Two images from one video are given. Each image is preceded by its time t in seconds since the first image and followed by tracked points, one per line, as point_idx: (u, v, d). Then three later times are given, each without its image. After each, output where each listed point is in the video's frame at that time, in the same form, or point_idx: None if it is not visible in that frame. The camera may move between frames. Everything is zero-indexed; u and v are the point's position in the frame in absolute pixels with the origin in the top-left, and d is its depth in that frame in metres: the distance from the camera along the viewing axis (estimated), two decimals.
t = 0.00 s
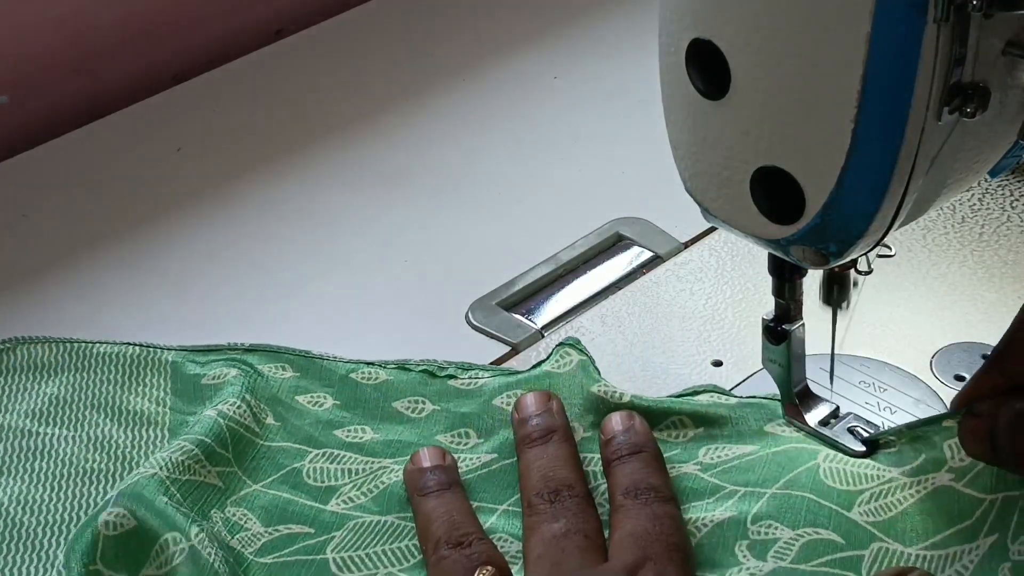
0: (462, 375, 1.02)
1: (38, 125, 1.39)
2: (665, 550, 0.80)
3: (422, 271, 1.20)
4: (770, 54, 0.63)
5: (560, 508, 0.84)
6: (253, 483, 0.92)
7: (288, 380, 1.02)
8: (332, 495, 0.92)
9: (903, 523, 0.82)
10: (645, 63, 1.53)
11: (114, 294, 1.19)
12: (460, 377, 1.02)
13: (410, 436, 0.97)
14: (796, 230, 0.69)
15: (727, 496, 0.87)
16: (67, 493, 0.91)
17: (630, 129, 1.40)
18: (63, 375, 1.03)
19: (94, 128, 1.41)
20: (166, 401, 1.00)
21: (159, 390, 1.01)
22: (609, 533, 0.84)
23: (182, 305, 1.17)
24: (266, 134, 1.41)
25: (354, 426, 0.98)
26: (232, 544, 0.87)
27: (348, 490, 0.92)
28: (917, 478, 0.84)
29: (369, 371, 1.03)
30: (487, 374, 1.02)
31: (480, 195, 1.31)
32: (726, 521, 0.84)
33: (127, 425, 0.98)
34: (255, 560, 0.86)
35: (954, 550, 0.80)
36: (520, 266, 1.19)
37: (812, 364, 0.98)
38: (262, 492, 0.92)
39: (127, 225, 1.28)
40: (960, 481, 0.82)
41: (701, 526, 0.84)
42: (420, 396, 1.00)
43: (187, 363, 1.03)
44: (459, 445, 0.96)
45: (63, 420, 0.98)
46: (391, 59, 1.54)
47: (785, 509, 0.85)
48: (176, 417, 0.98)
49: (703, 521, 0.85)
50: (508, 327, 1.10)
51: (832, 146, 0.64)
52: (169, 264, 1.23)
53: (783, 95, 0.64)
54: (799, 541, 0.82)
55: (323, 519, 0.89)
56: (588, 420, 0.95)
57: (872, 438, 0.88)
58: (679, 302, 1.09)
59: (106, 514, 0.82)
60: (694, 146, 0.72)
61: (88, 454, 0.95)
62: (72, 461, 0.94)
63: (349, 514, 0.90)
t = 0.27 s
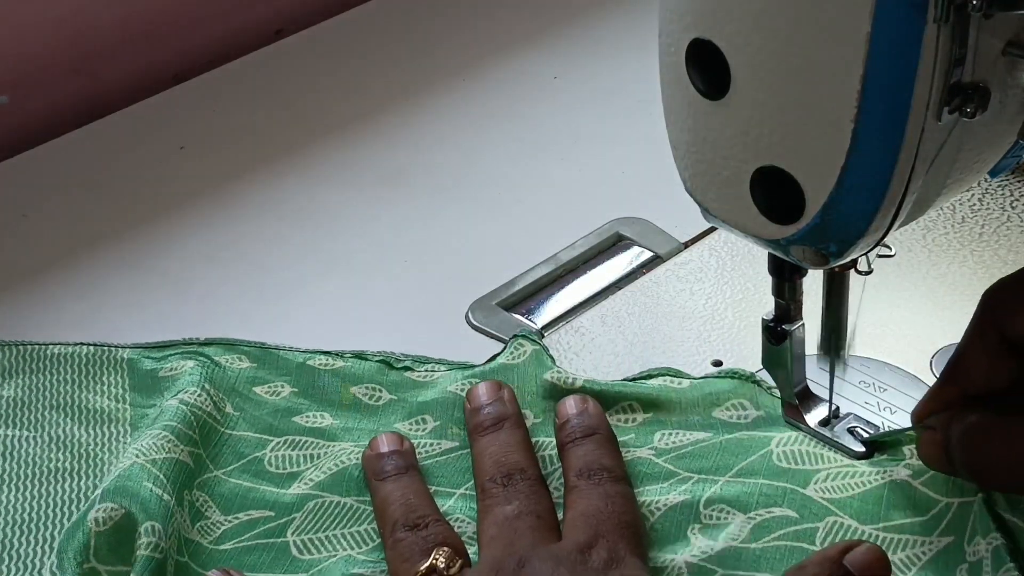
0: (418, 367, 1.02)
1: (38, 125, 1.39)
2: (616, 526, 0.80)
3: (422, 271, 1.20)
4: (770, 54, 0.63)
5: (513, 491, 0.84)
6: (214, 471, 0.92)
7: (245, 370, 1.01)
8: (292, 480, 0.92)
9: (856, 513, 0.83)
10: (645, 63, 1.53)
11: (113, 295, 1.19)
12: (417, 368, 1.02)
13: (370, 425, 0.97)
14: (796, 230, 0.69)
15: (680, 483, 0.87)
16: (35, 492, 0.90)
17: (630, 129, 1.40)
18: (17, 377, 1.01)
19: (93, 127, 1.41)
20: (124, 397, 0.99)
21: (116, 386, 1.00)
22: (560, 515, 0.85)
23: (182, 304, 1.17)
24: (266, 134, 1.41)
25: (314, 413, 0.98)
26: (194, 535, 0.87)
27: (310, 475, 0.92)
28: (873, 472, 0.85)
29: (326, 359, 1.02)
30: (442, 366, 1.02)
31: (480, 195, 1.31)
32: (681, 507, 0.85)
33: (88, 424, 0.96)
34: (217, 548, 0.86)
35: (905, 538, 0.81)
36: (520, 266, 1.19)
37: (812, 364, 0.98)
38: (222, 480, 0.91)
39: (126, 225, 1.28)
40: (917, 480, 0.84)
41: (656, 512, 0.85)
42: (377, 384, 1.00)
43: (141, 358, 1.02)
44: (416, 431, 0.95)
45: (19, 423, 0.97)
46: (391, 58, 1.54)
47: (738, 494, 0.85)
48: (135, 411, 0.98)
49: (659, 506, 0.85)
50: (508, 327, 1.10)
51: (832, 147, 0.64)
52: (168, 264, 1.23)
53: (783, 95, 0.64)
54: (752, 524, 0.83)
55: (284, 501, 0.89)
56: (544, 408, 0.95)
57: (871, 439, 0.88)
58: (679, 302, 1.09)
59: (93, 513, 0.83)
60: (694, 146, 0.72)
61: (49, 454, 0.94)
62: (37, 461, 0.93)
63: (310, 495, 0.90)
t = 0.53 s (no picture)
0: (380, 357, 1.03)
1: (38, 125, 1.39)
2: (574, 508, 0.79)
3: (422, 271, 1.20)
4: (770, 54, 0.63)
5: (473, 474, 0.84)
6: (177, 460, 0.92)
7: (207, 364, 1.01)
8: (255, 470, 0.92)
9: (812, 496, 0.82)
10: (644, 63, 1.53)
11: (113, 295, 1.19)
12: (379, 359, 1.02)
13: (333, 414, 0.97)
14: (796, 230, 0.69)
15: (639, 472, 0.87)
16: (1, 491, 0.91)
17: (630, 129, 1.40)
18: None
19: (94, 127, 1.41)
20: (88, 395, 0.99)
21: (79, 385, 1.00)
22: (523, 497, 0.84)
23: (182, 304, 1.17)
24: (265, 134, 1.41)
25: (278, 405, 0.98)
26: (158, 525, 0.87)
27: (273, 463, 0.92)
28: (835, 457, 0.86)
29: (290, 351, 1.03)
30: (404, 356, 1.03)
31: (480, 195, 1.31)
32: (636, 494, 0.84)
33: (53, 423, 0.97)
34: (179, 537, 0.86)
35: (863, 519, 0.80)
36: (520, 266, 1.19)
37: (812, 365, 0.98)
38: (186, 469, 0.91)
39: (126, 225, 1.28)
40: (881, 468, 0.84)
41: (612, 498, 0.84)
42: (340, 374, 1.01)
43: (104, 356, 1.02)
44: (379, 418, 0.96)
45: None
46: (391, 58, 1.54)
47: (697, 482, 0.84)
48: (100, 409, 0.98)
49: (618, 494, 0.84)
50: (508, 327, 1.10)
51: (832, 147, 0.64)
52: (169, 264, 1.23)
53: (783, 95, 0.64)
54: (708, 511, 0.82)
55: (247, 488, 0.89)
56: (506, 395, 0.96)
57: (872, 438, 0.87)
58: (679, 303, 1.09)
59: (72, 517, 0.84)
60: (694, 146, 0.72)
61: (16, 454, 0.94)
62: (4, 461, 0.94)
63: (272, 479, 0.89)
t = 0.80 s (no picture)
0: (372, 360, 1.03)
1: (38, 125, 1.40)
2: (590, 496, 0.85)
3: (422, 271, 1.20)
4: (770, 54, 0.63)
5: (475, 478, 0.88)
6: (171, 468, 0.93)
7: (199, 371, 1.01)
8: (251, 479, 0.93)
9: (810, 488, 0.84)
10: (644, 63, 1.53)
11: (113, 294, 1.19)
12: (370, 362, 1.03)
13: (326, 418, 0.97)
14: (796, 230, 0.69)
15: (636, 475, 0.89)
16: None
17: (629, 129, 1.40)
18: None
19: (93, 127, 1.41)
20: (81, 395, 0.99)
21: (71, 386, 1.00)
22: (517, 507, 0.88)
23: (182, 304, 1.17)
24: (265, 134, 1.41)
25: (274, 412, 0.98)
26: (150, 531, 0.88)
27: (269, 472, 0.93)
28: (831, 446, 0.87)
29: (281, 357, 1.03)
30: (395, 359, 1.03)
31: (480, 195, 1.31)
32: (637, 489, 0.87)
33: (44, 424, 0.97)
34: (175, 546, 0.87)
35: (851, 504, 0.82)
36: (520, 267, 1.19)
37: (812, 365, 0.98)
38: (179, 477, 0.92)
39: (126, 224, 1.28)
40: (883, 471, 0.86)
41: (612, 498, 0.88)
42: (332, 378, 1.01)
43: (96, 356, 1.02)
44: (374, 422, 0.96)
45: None
46: (390, 58, 1.54)
47: (694, 475, 0.87)
48: (92, 410, 0.98)
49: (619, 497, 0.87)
50: (508, 327, 1.10)
51: (832, 147, 0.64)
52: (169, 264, 1.23)
53: (783, 95, 0.64)
54: (700, 500, 0.85)
55: (241, 501, 0.91)
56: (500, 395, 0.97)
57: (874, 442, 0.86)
58: (679, 303, 1.09)
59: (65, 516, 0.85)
60: (694, 146, 0.72)
61: (9, 455, 0.95)
62: None
63: (266, 495, 0.91)
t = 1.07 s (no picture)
0: (379, 357, 1.04)
1: (38, 125, 1.40)
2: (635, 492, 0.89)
3: (422, 271, 1.20)
4: (770, 54, 0.63)
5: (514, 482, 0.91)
6: (214, 481, 0.94)
7: (205, 375, 1.03)
8: (295, 479, 0.94)
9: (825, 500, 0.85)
10: (644, 63, 1.53)
11: (113, 294, 1.19)
12: (377, 359, 1.04)
13: (343, 417, 0.99)
14: (797, 230, 0.69)
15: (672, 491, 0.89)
16: None
17: (629, 129, 1.40)
18: None
19: (93, 127, 1.41)
20: (73, 408, 0.99)
21: (67, 396, 1.00)
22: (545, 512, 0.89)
23: (182, 305, 1.17)
24: (266, 134, 1.41)
25: (288, 414, 0.99)
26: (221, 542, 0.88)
27: (309, 471, 0.94)
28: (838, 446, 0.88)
29: (287, 358, 1.04)
30: (400, 355, 1.04)
31: (480, 195, 1.31)
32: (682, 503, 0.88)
33: (30, 435, 0.97)
34: (253, 545, 0.88)
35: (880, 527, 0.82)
36: (520, 267, 1.19)
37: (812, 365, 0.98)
38: (224, 487, 0.93)
39: (126, 224, 1.28)
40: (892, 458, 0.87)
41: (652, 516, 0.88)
42: (341, 377, 1.02)
43: (97, 367, 1.03)
44: (394, 420, 0.98)
45: None
46: (391, 58, 1.54)
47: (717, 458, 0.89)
48: (87, 428, 0.98)
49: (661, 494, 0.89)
50: (508, 327, 1.10)
51: (832, 147, 0.63)
52: (169, 264, 1.23)
53: (783, 95, 0.64)
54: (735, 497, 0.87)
55: (294, 501, 0.91)
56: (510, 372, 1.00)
57: (873, 441, 0.88)
58: (679, 302, 1.09)
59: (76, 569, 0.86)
60: (694, 146, 0.72)
61: None
62: None
63: (317, 494, 0.92)
